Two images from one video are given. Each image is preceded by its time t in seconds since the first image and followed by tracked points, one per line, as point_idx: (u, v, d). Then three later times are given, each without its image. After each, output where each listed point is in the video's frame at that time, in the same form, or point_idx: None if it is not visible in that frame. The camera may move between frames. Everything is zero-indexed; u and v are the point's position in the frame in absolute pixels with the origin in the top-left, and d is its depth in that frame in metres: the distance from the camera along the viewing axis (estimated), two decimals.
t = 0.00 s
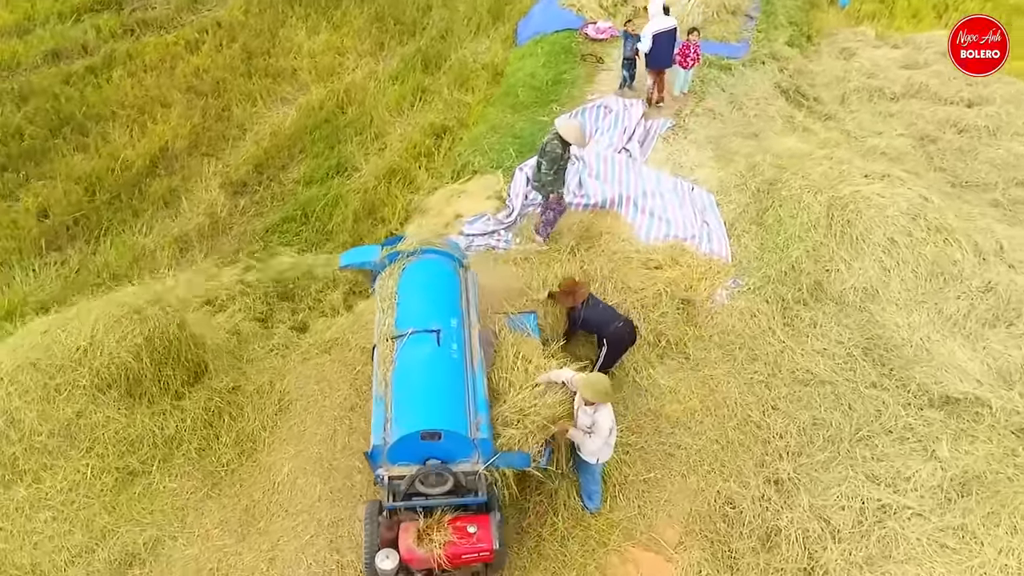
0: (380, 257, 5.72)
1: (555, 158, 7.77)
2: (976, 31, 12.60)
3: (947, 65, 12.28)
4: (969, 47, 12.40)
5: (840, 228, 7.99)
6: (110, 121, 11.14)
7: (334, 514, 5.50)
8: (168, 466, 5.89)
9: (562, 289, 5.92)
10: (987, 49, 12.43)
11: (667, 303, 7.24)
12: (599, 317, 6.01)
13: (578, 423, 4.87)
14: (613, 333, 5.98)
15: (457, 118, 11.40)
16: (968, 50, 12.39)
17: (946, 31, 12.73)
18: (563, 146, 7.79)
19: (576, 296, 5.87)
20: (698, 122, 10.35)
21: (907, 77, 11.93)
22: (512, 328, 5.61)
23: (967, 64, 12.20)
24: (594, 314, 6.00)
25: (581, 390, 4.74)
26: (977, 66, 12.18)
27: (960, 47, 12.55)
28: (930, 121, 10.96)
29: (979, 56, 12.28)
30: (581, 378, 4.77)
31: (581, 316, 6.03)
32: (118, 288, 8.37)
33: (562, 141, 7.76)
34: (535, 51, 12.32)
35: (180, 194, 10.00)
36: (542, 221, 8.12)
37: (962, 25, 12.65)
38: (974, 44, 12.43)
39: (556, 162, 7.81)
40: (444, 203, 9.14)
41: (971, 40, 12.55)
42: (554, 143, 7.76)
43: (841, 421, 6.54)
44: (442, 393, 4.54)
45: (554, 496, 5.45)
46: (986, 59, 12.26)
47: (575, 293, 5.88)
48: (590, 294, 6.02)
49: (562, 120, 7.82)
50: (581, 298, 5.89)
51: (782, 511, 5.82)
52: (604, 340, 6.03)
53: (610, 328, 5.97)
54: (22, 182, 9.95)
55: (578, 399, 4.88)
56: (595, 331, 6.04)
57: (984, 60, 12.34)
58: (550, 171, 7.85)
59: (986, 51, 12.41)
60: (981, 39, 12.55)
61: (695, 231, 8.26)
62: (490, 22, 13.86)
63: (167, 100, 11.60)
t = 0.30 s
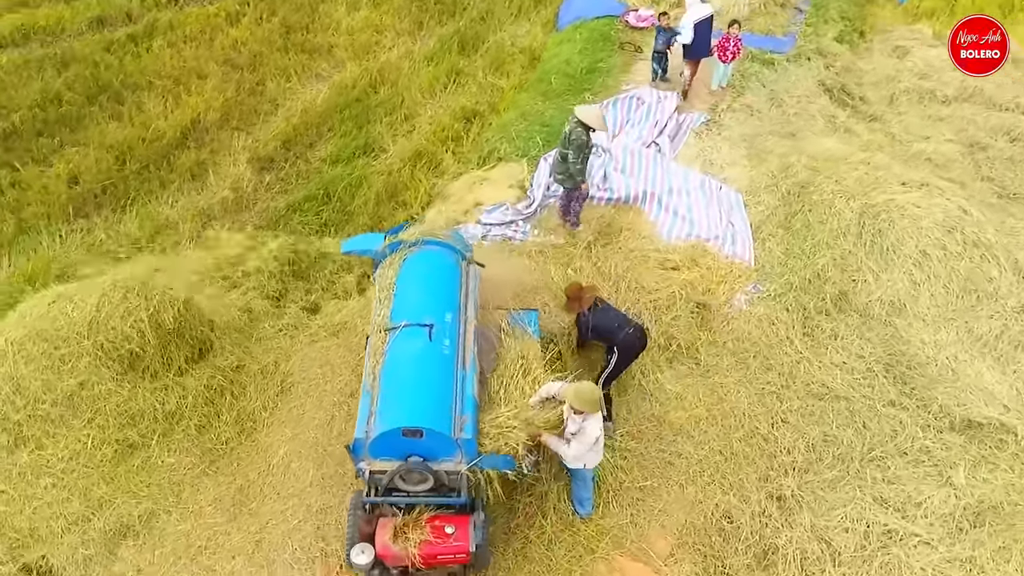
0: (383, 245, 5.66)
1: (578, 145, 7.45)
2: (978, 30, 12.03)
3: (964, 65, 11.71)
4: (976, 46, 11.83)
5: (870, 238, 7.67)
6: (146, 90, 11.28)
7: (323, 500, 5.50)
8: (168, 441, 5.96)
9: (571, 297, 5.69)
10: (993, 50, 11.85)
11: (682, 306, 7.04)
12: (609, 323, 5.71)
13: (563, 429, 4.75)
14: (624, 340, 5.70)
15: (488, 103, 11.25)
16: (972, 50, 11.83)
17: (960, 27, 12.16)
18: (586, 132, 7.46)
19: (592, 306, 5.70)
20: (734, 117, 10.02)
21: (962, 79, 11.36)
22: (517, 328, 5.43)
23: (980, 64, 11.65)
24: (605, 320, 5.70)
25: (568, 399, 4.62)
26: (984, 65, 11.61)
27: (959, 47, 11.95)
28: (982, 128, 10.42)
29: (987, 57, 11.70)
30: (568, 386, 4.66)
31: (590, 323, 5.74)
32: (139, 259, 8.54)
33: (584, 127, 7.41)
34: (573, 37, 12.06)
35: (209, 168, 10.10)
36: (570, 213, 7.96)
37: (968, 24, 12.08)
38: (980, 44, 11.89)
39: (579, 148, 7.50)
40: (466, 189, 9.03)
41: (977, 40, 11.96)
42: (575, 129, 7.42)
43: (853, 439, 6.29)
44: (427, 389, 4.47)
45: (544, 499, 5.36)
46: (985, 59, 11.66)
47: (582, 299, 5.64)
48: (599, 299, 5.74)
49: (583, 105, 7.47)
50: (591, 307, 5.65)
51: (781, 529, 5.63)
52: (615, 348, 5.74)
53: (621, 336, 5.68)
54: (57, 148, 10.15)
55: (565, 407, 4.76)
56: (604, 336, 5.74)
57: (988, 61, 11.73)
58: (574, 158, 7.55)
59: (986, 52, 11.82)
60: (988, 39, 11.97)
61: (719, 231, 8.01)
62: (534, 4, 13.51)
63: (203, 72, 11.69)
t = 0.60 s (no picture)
0: (386, 233, 5.61)
1: (605, 141, 7.28)
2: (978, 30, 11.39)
3: (967, 65, 11.11)
4: (979, 46, 11.21)
5: (902, 251, 7.34)
6: (185, 59, 11.39)
7: (314, 484, 5.52)
8: (170, 414, 6.05)
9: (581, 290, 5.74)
10: (997, 51, 11.25)
11: (697, 309, 6.84)
12: (611, 324, 5.55)
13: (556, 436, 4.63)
14: (623, 343, 5.49)
15: (522, 88, 11.06)
16: (972, 50, 11.20)
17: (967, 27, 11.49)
18: (612, 125, 7.26)
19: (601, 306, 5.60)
20: (771, 116, 9.65)
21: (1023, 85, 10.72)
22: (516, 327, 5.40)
23: (980, 64, 11.04)
24: (607, 321, 5.55)
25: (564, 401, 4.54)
26: (986, 64, 11.04)
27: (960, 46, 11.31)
28: None
29: (987, 57, 11.08)
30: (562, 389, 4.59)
31: (593, 321, 5.62)
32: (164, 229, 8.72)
33: (607, 122, 7.22)
34: (614, 25, 11.77)
35: (240, 143, 10.19)
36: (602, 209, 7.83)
37: (968, 23, 11.40)
38: (980, 44, 11.26)
39: (608, 144, 7.32)
40: (489, 176, 8.92)
41: (979, 40, 11.33)
42: (602, 125, 7.23)
43: (863, 459, 6.06)
44: (413, 383, 4.40)
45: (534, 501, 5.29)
46: (986, 59, 11.05)
47: (590, 293, 5.65)
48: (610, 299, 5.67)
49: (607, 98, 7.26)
50: (595, 305, 5.58)
51: (777, 548, 5.47)
52: (613, 351, 5.54)
53: (621, 339, 5.50)
54: (93, 115, 10.32)
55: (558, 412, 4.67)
56: (607, 339, 5.56)
57: (988, 61, 11.10)
58: (603, 154, 7.39)
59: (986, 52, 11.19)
60: (990, 40, 11.32)
61: (744, 235, 7.78)
62: None
63: (242, 43, 11.75)
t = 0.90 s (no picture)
0: (391, 220, 5.55)
1: (630, 144, 7.10)
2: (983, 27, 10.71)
3: (965, 65, 10.42)
4: (979, 45, 10.50)
5: (932, 267, 7.02)
6: (224, 30, 11.45)
7: (305, 467, 5.53)
8: (173, 387, 6.14)
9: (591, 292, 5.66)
10: (995, 51, 10.53)
11: (709, 314, 6.66)
12: (613, 326, 5.42)
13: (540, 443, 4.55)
14: (622, 346, 5.35)
15: (557, 76, 10.87)
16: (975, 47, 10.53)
17: (964, 26, 10.75)
18: (638, 128, 7.07)
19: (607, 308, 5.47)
20: (809, 117, 9.29)
21: None
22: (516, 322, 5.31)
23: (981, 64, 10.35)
24: (609, 322, 5.42)
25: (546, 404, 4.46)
26: (986, 64, 10.36)
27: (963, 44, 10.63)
28: None
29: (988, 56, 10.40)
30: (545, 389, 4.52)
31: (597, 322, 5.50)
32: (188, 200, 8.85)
33: (634, 123, 7.02)
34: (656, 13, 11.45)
35: (270, 119, 10.26)
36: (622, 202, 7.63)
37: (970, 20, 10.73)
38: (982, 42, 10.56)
39: (632, 147, 7.14)
40: (513, 166, 8.81)
41: (978, 39, 10.59)
42: (627, 127, 7.05)
43: (869, 482, 5.85)
44: (397, 377, 4.34)
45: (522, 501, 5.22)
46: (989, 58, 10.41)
47: (598, 295, 5.57)
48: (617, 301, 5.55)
49: (634, 99, 7.02)
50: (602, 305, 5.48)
51: (768, 567, 5.33)
52: (613, 353, 5.40)
53: (621, 341, 5.36)
54: (129, 83, 10.46)
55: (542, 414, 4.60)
56: (606, 339, 5.43)
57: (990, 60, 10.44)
58: (628, 157, 7.20)
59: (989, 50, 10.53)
60: (989, 39, 10.59)
61: (767, 240, 7.54)
62: None
63: (281, 17, 11.76)
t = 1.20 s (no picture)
0: (400, 208, 5.50)
1: (655, 156, 6.98)
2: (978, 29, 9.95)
3: (964, 66, 9.74)
4: (978, 46, 9.81)
5: (963, 289, 6.72)
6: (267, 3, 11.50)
7: (300, 448, 5.56)
8: (182, 358, 6.26)
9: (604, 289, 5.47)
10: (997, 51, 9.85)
11: (723, 323, 6.47)
12: (618, 330, 5.28)
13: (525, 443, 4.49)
14: (624, 352, 5.24)
15: (596, 66, 10.64)
16: (972, 49, 9.78)
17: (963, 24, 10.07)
18: (667, 141, 6.92)
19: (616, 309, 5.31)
20: (853, 123, 8.89)
21: None
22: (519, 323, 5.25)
23: (981, 64, 9.69)
24: (615, 325, 5.27)
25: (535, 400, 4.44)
26: (986, 65, 9.70)
27: (960, 47, 9.83)
28: None
29: (988, 56, 9.72)
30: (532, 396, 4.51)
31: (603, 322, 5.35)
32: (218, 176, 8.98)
33: (665, 136, 6.84)
34: (704, 5, 11.09)
35: (305, 95, 10.31)
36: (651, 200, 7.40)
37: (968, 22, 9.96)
38: (981, 43, 9.84)
39: (659, 159, 7.02)
40: (541, 157, 8.69)
41: (978, 40, 9.88)
42: (655, 139, 6.92)
43: (874, 508, 5.65)
44: (386, 369, 4.31)
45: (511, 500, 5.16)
46: (987, 60, 9.72)
47: (611, 294, 5.37)
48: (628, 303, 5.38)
49: (667, 109, 6.81)
50: (610, 308, 5.31)
51: None
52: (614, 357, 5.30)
53: (624, 347, 5.24)
54: (172, 51, 10.59)
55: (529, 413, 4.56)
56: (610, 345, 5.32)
57: (988, 61, 9.76)
58: (654, 168, 7.08)
59: (986, 52, 9.80)
60: (989, 40, 9.86)
61: (794, 250, 7.31)
62: None
63: None
